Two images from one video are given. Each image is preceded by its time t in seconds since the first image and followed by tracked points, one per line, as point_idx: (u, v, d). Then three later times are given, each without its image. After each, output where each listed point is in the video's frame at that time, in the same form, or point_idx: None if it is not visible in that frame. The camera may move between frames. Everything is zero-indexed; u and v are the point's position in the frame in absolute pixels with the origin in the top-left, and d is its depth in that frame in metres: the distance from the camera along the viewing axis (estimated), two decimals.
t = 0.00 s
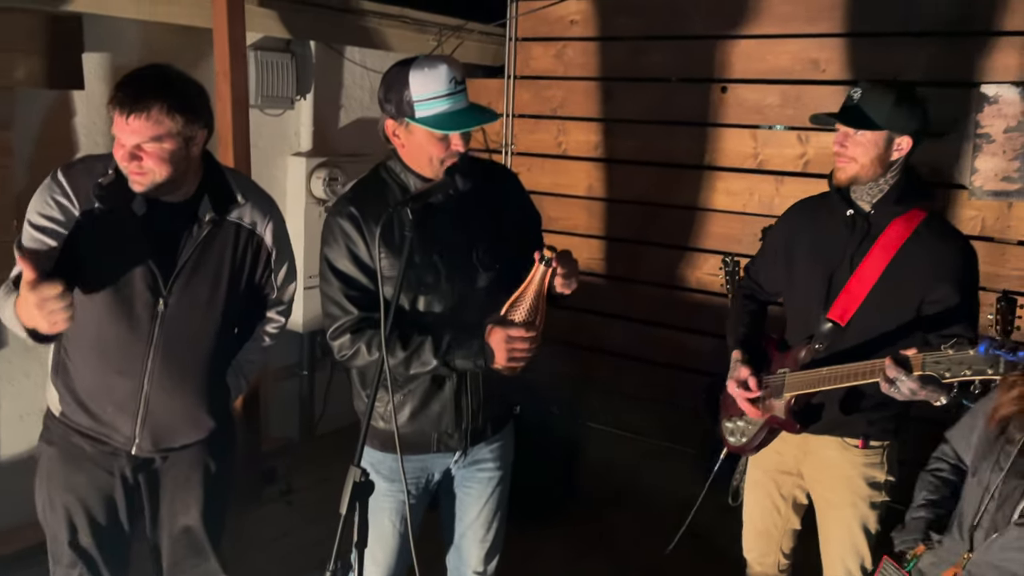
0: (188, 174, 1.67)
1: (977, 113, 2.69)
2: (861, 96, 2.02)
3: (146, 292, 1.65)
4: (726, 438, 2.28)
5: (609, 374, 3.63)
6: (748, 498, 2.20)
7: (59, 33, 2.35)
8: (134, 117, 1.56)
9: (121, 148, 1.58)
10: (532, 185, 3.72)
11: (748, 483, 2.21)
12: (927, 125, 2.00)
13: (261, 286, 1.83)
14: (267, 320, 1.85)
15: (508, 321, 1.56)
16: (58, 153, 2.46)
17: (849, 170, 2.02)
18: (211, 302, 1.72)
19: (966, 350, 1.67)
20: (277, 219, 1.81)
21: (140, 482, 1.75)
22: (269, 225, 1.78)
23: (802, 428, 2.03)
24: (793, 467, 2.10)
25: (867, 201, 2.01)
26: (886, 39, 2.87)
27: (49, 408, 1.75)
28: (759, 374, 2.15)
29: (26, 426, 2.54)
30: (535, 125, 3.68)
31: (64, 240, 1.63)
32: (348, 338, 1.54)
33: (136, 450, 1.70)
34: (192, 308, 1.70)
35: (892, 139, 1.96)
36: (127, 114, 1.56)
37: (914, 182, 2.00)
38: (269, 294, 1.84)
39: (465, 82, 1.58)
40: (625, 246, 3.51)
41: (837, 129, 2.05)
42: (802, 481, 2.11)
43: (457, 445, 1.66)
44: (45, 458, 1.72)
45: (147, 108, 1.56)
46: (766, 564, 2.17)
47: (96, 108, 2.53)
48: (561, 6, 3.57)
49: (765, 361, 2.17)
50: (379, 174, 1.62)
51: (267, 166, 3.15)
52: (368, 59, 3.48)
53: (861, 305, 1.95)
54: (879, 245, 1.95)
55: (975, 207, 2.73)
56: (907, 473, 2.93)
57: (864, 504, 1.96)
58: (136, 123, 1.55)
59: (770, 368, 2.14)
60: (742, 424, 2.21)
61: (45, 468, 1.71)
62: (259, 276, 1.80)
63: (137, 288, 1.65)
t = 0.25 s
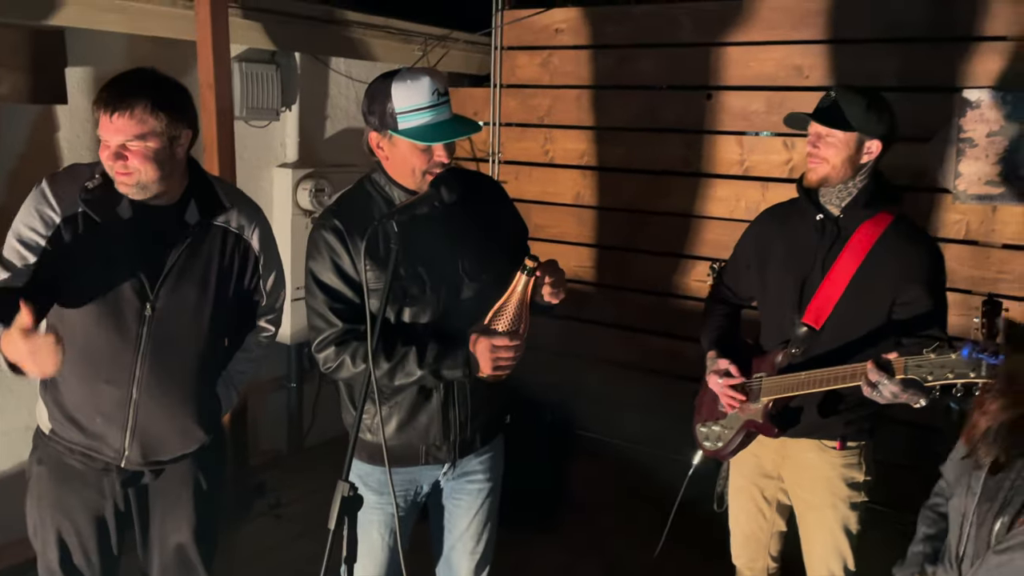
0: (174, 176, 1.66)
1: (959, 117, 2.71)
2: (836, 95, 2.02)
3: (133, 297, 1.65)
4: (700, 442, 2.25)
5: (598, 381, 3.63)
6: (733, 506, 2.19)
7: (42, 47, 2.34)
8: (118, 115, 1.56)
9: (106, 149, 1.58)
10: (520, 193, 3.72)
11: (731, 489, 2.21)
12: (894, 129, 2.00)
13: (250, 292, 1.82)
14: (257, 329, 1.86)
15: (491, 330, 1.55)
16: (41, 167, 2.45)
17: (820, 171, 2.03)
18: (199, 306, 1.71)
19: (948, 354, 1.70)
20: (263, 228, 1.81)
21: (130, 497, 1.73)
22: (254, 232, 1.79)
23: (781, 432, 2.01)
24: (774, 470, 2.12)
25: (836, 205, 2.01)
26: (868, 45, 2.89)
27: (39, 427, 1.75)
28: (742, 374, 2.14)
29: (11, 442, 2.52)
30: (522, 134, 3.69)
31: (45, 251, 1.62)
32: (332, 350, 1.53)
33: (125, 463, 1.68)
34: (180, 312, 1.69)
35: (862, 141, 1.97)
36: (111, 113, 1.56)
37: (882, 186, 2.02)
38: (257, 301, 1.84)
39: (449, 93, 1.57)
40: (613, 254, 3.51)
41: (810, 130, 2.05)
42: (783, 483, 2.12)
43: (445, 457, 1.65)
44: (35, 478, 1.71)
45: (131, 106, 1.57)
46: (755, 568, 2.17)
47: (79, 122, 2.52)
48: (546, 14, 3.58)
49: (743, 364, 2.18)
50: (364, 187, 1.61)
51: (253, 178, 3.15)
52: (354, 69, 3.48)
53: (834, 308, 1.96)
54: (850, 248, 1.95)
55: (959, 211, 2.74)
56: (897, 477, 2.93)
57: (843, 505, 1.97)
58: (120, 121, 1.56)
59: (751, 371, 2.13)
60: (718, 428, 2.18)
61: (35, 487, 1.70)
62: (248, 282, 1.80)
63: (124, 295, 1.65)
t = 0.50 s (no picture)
0: (159, 189, 1.68)
1: (934, 127, 2.75)
2: (790, 113, 2.06)
3: (123, 311, 1.65)
4: (673, 453, 2.30)
5: (584, 393, 3.64)
6: (711, 514, 2.25)
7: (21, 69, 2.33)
8: (102, 126, 1.60)
9: (91, 161, 1.61)
10: (504, 207, 3.73)
11: (710, 497, 2.26)
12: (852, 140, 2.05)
13: (240, 304, 1.84)
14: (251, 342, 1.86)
15: (472, 346, 1.57)
16: (21, 189, 2.43)
17: (782, 186, 2.06)
18: (189, 317, 1.71)
19: (920, 358, 1.75)
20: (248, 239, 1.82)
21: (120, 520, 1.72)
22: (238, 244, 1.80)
23: (755, 440, 2.07)
24: (749, 477, 2.16)
25: (800, 215, 2.07)
26: (843, 57, 2.93)
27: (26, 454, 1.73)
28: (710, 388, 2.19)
29: None
30: (504, 148, 3.70)
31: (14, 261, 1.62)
32: (314, 369, 1.53)
33: (118, 482, 1.67)
34: (171, 323, 1.69)
35: (820, 154, 2.01)
36: (95, 124, 1.60)
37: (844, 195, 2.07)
38: (247, 312, 1.86)
39: (429, 112, 1.58)
40: (597, 266, 3.53)
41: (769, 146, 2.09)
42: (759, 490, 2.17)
43: (429, 474, 1.65)
44: (22, 505, 1.70)
45: (114, 116, 1.61)
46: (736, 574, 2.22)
47: (60, 143, 2.51)
48: (526, 30, 3.60)
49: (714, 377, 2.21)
50: (343, 206, 1.62)
51: (235, 196, 3.14)
52: (334, 86, 3.48)
53: (802, 316, 2.02)
54: (815, 257, 2.02)
55: (936, 219, 2.79)
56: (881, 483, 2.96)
57: (819, 509, 2.00)
58: (104, 131, 1.59)
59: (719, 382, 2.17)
60: (691, 439, 2.23)
61: (22, 514, 1.69)
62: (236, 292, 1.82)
63: (114, 310, 1.64)
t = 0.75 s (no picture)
0: (130, 198, 1.67)
1: (906, 135, 2.79)
2: (751, 125, 2.10)
3: (92, 320, 1.62)
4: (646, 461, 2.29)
5: (565, 403, 3.63)
6: (687, 522, 2.26)
7: None
8: (68, 137, 1.58)
9: (59, 172, 1.60)
10: (483, 218, 3.72)
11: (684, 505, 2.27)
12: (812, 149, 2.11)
13: (216, 316, 1.81)
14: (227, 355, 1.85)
15: (449, 359, 1.55)
16: None
17: (746, 196, 2.11)
18: (161, 327, 1.68)
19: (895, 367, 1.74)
20: (223, 248, 1.79)
21: (95, 537, 1.71)
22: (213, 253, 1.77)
23: (730, 448, 2.08)
24: (722, 482, 2.18)
25: (765, 224, 2.11)
26: (816, 66, 2.96)
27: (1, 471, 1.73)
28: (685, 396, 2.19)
29: None
30: (482, 159, 3.70)
31: None
32: (292, 384, 1.52)
33: (90, 497, 1.65)
34: (142, 332, 1.66)
35: (782, 165, 2.06)
36: (61, 135, 1.58)
37: (805, 204, 2.11)
38: (224, 322, 1.83)
39: (406, 123, 1.57)
40: (576, 276, 3.53)
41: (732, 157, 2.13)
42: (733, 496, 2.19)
43: (410, 486, 1.64)
44: None
45: (80, 126, 1.59)
46: None
47: (32, 157, 2.48)
48: (503, 40, 3.60)
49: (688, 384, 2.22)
50: (323, 220, 1.61)
51: (211, 209, 3.13)
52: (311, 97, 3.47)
53: (771, 325, 2.05)
54: (781, 264, 2.06)
55: (910, 225, 2.82)
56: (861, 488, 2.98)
57: (792, 511, 2.03)
58: (70, 142, 1.58)
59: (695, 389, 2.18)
60: (665, 447, 2.24)
61: None
62: (211, 301, 1.78)
63: (83, 319, 1.62)
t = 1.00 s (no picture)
0: (86, 195, 1.64)
1: (870, 131, 2.83)
2: (715, 117, 2.14)
3: (47, 318, 1.60)
4: (615, 456, 2.30)
5: (537, 401, 3.63)
6: (659, 515, 2.28)
7: None
8: (19, 133, 1.56)
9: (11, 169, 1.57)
10: (454, 216, 3.72)
11: (656, 498, 2.29)
12: (772, 143, 2.15)
13: (177, 314, 1.79)
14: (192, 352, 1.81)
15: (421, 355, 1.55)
16: None
17: (708, 189, 2.15)
18: (120, 323, 1.66)
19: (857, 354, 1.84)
20: (184, 243, 1.77)
21: (60, 542, 1.68)
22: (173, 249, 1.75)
23: (696, 439, 2.12)
24: (692, 474, 2.20)
25: (725, 218, 2.15)
26: (782, 64, 3.00)
27: None
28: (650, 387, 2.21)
29: None
30: (452, 158, 3.69)
31: None
32: (264, 383, 1.50)
33: (51, 499, 1.62)
34: (100, 328, 1.64)
35: (742, 159, 2.10)
36: (12, 130, 1.56)
37: (765, 197, 2.16)
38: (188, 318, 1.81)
39: (375, 118, 1.56)
40: (548, 273, 3.54)
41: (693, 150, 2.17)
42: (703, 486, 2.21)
43: (384, 484, 1.64)
44: None
45: (31, 121, 1.56)
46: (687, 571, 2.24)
47: None
48: (472, 39, 3.59)
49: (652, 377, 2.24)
50: (292, 217, 1.59)
51: (177, 209, 3.09)
52: (278, 96, 3.43)
53: (733, 315, 2.10)
54: (741, 256, 2.10)
55: (874, 220, 2.86)
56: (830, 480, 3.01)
57: (760, 499, 2.07)
58: (21, 137, 1.55)
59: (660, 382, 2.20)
60: (634, 442, 2.24)
61: None
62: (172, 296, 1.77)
63: (37, 317, 1.60)
